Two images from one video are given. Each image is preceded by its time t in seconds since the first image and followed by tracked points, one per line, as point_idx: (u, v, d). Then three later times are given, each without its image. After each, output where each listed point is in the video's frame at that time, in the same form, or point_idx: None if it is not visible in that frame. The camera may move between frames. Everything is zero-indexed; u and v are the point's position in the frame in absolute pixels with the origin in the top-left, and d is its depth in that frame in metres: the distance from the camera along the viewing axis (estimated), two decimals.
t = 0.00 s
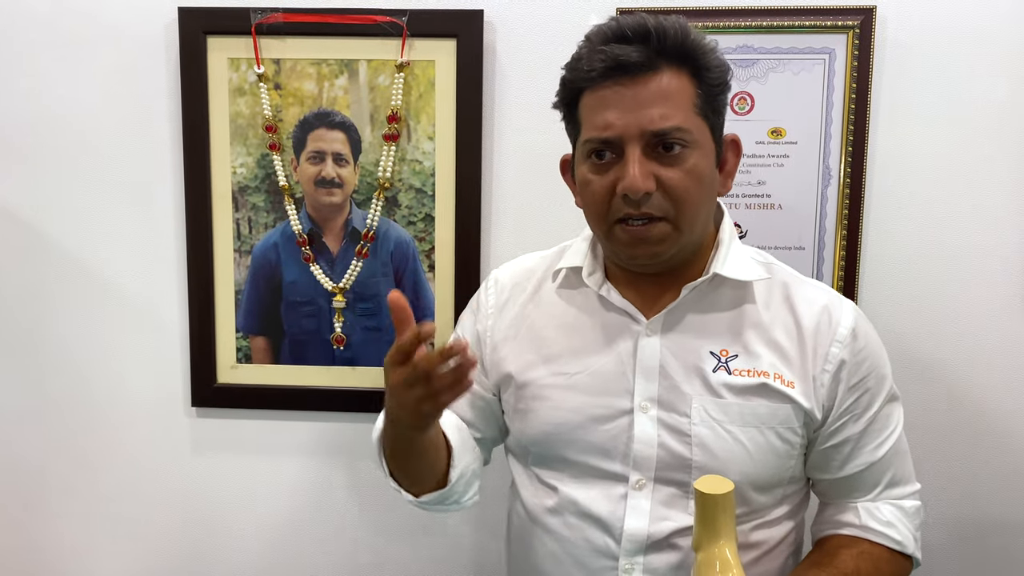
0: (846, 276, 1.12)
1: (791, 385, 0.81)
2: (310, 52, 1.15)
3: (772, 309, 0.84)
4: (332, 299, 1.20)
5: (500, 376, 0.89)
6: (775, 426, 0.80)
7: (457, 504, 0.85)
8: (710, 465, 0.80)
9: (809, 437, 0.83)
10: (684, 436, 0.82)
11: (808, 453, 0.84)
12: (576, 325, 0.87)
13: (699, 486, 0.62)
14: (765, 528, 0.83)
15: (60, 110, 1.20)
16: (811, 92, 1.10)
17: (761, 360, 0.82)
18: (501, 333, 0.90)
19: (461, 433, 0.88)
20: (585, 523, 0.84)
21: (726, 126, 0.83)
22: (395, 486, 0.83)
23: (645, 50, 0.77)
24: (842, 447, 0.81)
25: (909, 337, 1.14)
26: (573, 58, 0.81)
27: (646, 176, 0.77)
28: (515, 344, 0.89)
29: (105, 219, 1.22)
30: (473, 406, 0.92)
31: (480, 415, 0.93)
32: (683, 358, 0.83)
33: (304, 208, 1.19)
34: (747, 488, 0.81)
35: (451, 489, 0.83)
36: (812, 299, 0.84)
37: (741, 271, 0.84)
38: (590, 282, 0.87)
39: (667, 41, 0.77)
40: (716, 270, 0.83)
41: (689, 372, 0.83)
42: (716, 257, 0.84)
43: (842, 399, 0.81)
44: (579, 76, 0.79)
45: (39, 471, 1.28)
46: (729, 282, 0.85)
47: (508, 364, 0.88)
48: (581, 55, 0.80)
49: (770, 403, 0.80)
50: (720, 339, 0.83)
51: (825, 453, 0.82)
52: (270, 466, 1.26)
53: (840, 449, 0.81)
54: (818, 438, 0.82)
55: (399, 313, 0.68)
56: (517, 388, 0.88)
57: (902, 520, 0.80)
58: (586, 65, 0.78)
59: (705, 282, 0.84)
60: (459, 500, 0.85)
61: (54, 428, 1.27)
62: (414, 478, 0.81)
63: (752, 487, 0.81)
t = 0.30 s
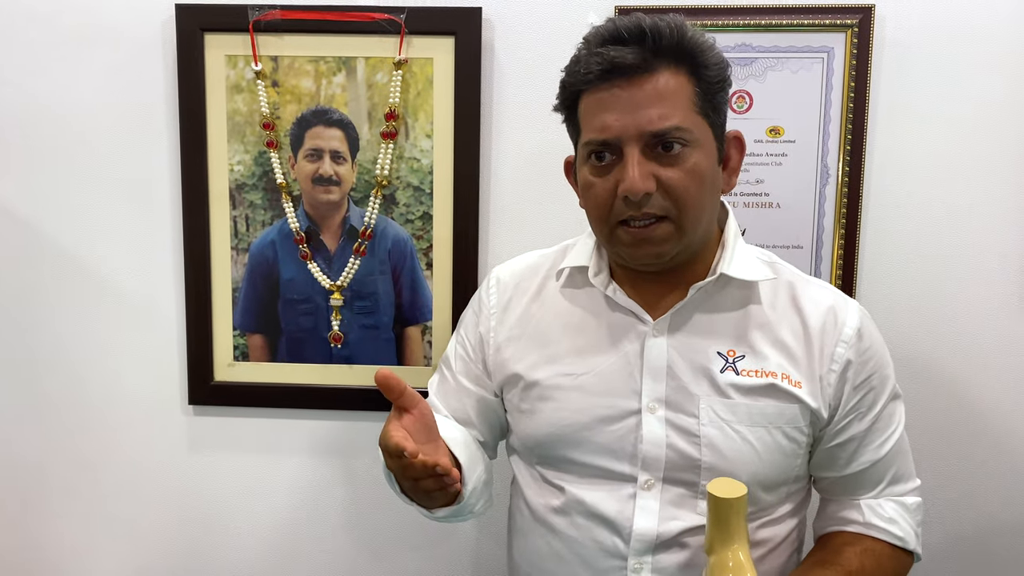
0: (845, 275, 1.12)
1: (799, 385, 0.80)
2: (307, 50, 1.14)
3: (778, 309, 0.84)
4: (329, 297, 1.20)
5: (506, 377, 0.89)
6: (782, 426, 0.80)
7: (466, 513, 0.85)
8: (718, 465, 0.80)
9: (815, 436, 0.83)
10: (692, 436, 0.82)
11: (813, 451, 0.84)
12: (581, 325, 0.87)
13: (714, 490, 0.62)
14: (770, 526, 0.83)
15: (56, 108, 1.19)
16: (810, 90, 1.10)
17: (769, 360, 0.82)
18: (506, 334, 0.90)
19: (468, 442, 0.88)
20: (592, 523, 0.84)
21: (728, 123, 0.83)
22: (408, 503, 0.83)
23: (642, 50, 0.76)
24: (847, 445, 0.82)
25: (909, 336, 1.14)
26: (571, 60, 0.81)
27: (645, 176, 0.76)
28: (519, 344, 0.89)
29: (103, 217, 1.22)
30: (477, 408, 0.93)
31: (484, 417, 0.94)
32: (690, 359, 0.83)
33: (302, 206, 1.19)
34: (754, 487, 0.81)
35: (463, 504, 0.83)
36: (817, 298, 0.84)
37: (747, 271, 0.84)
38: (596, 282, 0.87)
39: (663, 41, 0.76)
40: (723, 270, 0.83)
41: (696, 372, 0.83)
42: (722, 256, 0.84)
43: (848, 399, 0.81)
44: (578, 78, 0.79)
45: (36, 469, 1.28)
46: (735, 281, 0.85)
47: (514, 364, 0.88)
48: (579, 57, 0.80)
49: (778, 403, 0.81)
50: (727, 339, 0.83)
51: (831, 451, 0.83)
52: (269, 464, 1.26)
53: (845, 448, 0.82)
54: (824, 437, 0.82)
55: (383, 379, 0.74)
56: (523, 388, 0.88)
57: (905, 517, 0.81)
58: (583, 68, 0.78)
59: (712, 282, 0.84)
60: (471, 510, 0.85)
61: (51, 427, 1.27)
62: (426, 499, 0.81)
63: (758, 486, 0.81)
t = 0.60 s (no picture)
0: (841, 272, 1.12)
1: (804, 378, 0.81)
2: (305, 45, 1.14)
3: (782, 303, 0.85)
4: (326, 294, 1.19)
5: (508, 373, 0.88)
6: (788, 419, 0.81)
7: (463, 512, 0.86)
8: (725, 459, 0.80)
9: (819, 429, 0.83)
10: (699, 431, 0.82)
11: (817, 445, 0.85)
12: (586, 321, 0.87)
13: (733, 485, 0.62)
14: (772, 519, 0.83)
15: (52, 103, 1.19)
16: (808, 87, 1.09)
17: (775, 353, 0.82)
18: (508, 330, 0.90)
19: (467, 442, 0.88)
20: (598, 519, 0.84)
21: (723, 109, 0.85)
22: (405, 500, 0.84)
23: (643, 31, 0.78)
24: (850, 439, 0.82)
25: (908, 333, 1.14)
26: (569, 55, 0.83)
27: (660, 147, 0.76)
28: (523, 340, 0.88)
29: (100, 214, 1.21)
30: (476, 405, 0.92)
31: (481, 415, 0.92)
32: (696, 353, 0.83)
33: (299, 202, 1.18)
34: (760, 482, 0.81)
35: (461, 503, 0.84)
36: (820, 293, 0.85)
37: (752, 264, 0.85)
38: (602, 275, 0.88)
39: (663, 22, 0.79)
40: (728, 262, 0.84)
41: (702, 366, 0.83)
42: (726, 249, 0.85)
43: (852, 391, 0.82)
44: (580, 65, 0.80)
45: (32, 466, 1.27)
46: (741, 274, 0.85)
47: (517, 360, 0.87)
48: (579, 48, 0.81)
49: (784, 396, 0.81)
50: (734, 334, 0.84)
51: (835, 445, 0.83)
52: (267, 460, 1.25)
53: (848, 441, 0.82)
54: (828, 430, 0.83)
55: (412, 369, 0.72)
56: (527, 384, 0.87)
57: (905, 510, 0.81)
58: (585, 54, 0.80)
59: (716, 275, 0.84)
60: (469, 510, 0.86)
61: (47, 423, 1.26)
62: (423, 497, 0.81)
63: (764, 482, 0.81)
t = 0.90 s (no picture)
0: (836, 270, 1.12)
1: (808, 372, 0.82)
2: (299, 42, 1.13)
3: (786, 296, 0.85)
4: (320, 292, 1.19)
5: (509, 360, 0.88)
6: (791, 414, 0.81)
7: (442, 488, 0.83)
8: (728, 451, 0.81)
9: (821, 425, 0.84)
10: (702, 422, 0.82)
11: (818, 442, 0.86)
12: (591, 309, 0.87)
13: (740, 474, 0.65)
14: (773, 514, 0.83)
15: (45, 99, 1.18)
16: (803, 86, 1.09)
17: (779, 346, 0.83)
18: (512, 316, 0.89)
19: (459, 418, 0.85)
20: (597, 511, 0.83)
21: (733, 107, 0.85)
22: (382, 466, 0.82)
23: (657, 26, 0.78)
24: (852, 436, 0.83)
25: (904, 330, 1.14)
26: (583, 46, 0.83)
27: (669, 143, 0.77)
28: (526, 326, 0.88)
29: (92, 211, 1.21)
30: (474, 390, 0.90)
31: (479, 400, 0.91)
32: (699, 344, 0.83)
33: (293, 200, 1.18)
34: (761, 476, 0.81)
35: (438, 471, 0.81)
36: (824, 290, 0.86)
37: (757, 257, 0.85)
38: (608, 265, 0.87)
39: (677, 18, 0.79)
40: (734, 254, 0.84)
41: (706, 357, 0.83)
42: (732, 242, 0.86)
43: (854, 388, 0.83)
44: (593, 57, 0.81)
45: (25, 464, 1.27)
46: (745, 266, 0.86)
47: (520, 346, 0.86)
48: (593, 40, 0.81)
49: (788, 389, 0.81)
50: (737, 325, 0.84)
51: (836, 441, 0.84)
52: (260, 457, 1.25)
53: (851, 438, 0.83)
54: (830, 427, 0.84)
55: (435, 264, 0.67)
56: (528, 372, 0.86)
57: (907, 507, 0.82)
58: (599, 46, 0.80)
59: (722, 267, 0.85)
60: (444, 485, 0.83)
61: (39, 421, 1.26)
62: (399, 454, 0.80)
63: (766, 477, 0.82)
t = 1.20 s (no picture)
0: (823, 267, 1.12)
1: (801, 375, 0.82)
2: (286, 38, 1.13)
3: (782, 299, 0.85)
4: (307, 289, 1.18)
5: (502, 359, 0.88)
6: (784, 417, 0.81)
7: (426, 498, 0.85)
8: (721, 454, 0.81)
9: (815, 429, 0.84)
10: (695, 425, 0.82)
11: (811, 445, 0.86)
12: (582, 308, 0.87)
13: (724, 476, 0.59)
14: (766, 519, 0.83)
15: (29, 94, 1.17)
16: (790, 84, 1.09)
17: (772, 349, 0.83)
18: (505, 316, 0.89)
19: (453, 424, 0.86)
20: (589, 513, 0.83)
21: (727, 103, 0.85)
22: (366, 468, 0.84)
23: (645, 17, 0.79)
24: (845, 439, 0.84)
25: (891, 327, 1.15)
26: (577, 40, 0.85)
27: (650, 128, 0.77)
28: (520, 325, 0.88)
29: (78, 207, 1.20)
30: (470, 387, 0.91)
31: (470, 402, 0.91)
32: (693, 346, 0.84)
33: (281, 197, 1.17)
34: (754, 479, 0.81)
35: (426, 486, 0.83)
36: (819, 292, 0.86)
37: (751, 258, 0.86)
38: (603, 263, 0.87)
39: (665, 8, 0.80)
40: (726, 254, 0.85)
41: (700, 360, 0.83)
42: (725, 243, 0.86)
43: (849, 391, 0.83)
44: (584, 49, 0.82)
45: (10, 461, 1.26)
46: (739, 266, 0.87)
47: (514, 345, 0.87)
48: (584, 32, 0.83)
49: (780, 393, 0.81)
50: (731, 327, 0.84)
51: (829, 445, 0.84)
52: (248, 455, 1.24)
53: (843, 442, 0.84)
54: (824, 430, 0.84)
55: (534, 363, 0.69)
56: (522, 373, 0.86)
57: (896, 512, 0.83)
58: (589, 37, 0.82)
59: (715, 267, 0.85)
60: (427, 497, 0.85)
61: (25, 419, 1.25)
62: (389, 462, 0.82)
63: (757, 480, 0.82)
